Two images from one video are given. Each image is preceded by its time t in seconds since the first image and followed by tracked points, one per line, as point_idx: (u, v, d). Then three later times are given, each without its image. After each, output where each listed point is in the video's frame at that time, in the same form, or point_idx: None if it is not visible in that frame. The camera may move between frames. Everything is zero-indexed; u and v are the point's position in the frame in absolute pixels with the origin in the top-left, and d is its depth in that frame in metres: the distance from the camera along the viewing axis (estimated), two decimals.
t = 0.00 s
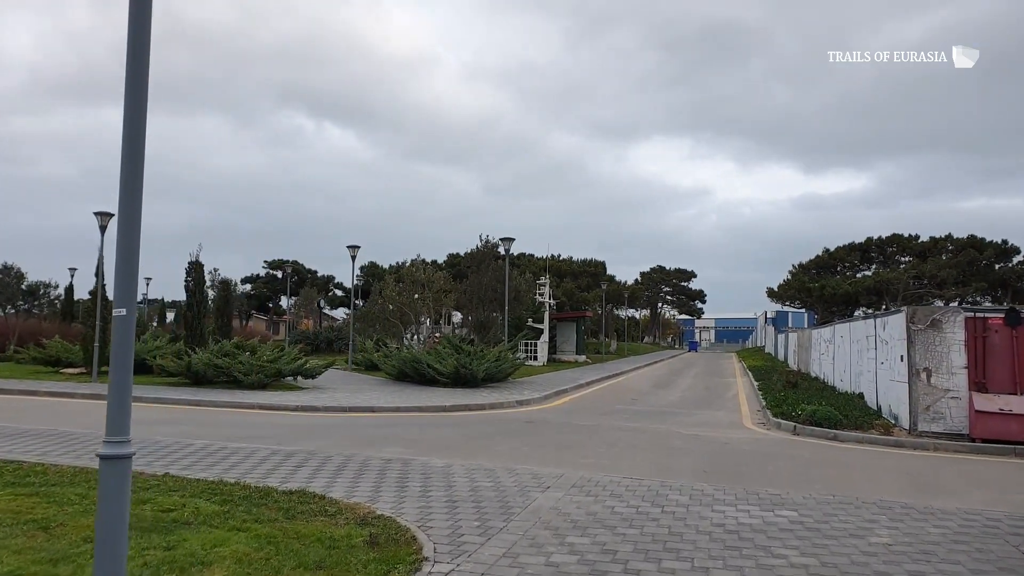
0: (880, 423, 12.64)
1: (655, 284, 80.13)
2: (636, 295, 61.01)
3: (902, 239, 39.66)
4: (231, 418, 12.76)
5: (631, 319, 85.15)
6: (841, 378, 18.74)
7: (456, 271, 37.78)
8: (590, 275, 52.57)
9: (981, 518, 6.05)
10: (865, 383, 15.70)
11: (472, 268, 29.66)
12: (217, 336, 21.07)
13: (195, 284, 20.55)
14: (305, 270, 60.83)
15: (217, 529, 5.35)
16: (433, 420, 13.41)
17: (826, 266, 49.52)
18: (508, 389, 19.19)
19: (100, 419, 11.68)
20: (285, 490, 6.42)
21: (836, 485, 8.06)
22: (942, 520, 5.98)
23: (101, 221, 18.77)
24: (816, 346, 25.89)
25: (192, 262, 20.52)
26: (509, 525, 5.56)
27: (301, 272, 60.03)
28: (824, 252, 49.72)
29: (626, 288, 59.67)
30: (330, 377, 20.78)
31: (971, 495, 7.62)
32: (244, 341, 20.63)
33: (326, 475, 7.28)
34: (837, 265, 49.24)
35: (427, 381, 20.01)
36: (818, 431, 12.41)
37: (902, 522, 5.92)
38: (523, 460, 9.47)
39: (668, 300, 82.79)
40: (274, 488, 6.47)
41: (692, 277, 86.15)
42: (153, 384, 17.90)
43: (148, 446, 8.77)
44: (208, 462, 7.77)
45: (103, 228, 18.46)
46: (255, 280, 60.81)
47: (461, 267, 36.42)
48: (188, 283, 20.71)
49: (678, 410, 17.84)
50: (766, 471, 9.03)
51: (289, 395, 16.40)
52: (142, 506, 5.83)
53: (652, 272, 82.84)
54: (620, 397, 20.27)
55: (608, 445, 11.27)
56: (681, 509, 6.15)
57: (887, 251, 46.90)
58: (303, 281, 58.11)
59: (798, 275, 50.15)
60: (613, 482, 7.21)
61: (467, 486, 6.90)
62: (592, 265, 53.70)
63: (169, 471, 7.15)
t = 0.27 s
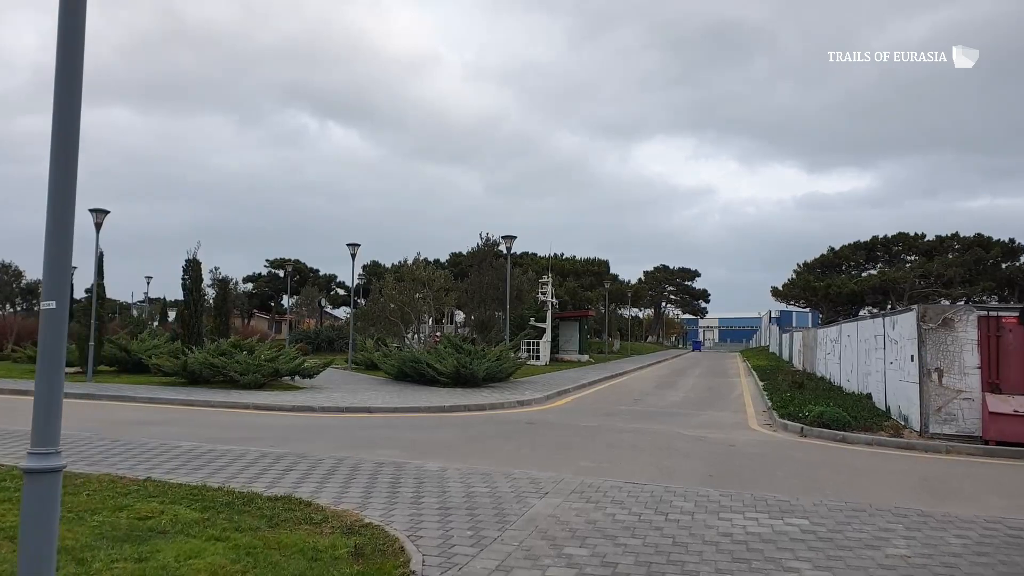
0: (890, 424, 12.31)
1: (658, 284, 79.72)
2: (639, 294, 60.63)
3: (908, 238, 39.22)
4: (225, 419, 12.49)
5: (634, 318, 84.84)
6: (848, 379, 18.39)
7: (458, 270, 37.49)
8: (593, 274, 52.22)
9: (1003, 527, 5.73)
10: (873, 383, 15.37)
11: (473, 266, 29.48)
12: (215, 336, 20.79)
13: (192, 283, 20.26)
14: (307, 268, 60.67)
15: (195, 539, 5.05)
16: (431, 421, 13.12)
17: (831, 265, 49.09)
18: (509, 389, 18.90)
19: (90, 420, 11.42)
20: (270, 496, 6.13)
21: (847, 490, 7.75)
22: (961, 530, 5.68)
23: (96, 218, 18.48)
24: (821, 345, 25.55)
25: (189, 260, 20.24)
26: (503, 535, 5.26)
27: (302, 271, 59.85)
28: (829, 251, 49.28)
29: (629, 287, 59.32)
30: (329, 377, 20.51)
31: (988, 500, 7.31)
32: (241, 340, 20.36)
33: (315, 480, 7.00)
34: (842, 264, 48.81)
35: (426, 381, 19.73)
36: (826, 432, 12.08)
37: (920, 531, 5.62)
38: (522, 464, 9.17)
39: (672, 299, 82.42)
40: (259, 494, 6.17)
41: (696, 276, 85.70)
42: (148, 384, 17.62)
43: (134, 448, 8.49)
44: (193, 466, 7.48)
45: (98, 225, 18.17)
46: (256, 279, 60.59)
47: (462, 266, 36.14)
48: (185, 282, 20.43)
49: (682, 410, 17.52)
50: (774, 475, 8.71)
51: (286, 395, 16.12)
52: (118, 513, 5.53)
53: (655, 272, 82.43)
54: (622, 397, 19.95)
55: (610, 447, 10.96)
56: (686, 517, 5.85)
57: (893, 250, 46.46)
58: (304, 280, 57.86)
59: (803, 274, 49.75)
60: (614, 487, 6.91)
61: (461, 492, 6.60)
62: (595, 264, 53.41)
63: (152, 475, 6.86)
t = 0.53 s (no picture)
0: (899, 427, 11.97)
1: (662, 283, 79.30)
2: (643, 294, 60.22)
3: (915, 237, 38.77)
4: (218, 421, 12.22)
5: (637, 318, 84.50)
6: (855, 379, 18.03)
7: (460, 270, 37.17)
8: (596, 273, 51.88)
9: None
10: (881, 385, 15.04)
11: (474, 266, 29.25)
12: (212, 336, 20.53)
13: (189, 283, 19.97)
14: (309, 268, 60.49)
15: (168, 553, 4.75)
16: (429, 424, 12.83)
17: (835, 264, 48.65)
18: (510, 390, 18.60)
19: (79, 423, 11.17)
20: (252, 507, 5.83)
21: (858, 497, 7.43)
22: (983, 543, 5.36)
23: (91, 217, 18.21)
24: (827, 346, 25.19)
25: (186, 260, 19.97)
26: (496, 548, 4.97)
27: (304, 271, 59.67)
28: (834, 250, 48.83)
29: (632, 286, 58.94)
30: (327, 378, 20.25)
31: (1007, 508, 6.98)
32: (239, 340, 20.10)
33: (302, 488, 6.71)
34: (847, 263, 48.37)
35: (426, 382, 19.45)
36: (834, 435, 11.75)
37: (937, 544, 5.32)
38: (520, 471, 8.87)
39: (675, 299, 82.06)
40: (241, 505, 5.87)
41: (700, 276, 85.28)
42: (143, 385, 17.36)
43: (117, 453, 8.22)
44: (177, 473, 7.20)
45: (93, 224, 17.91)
46: (258, 279, 60.47)
47: (463, 265, 35.86)
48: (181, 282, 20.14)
49: (685, 412, 17.19)
50: (782, 482, 8.38)
51: (283, 397, 15.86)
52: (90, 525, 5.25)
53: (659, 271, 82.04)
54: (625, 399, 19.64)
55: (611, 451, 10.66)
56: (689, 529, 5.54)
57: (899, 249, 46.02)
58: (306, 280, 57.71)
59: (808, 273, 49.32)
60: (615, 496, 6.61)
61: (454, 501, 6.30)
62: (598, 264, 53.09)
63: (132, 483, 6.59)
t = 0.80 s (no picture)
0: (908, 430, 11.64)
1: (665, 284, 78.93)
2: (646, 294, 59.88)
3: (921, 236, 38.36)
4: (210, 424, 11.96)
5: (640, 318, 84.14)
6: (861, 381, 17.70)
7: (462, 270, 36.88)
8: (598, 273, 51.57)
9: None
10: (888, 386, 14.71)
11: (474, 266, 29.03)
12: (209, 337, 20.27)
13: (185, 283, 19.70)
14: (310, 268, 60.30)
15: (137, 567, 4.47)
16: (426, 426, 12.56)
17: (840, 264, 48.25)
18: (510, 392, 18.30)
19: (67, 425, 10.92)
20: (232, 516, 5.55)
21: (868, 504, 7.13)
22: (1004, 555, 5.05)
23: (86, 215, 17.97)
24: (832, 346, 24.85)
25: (182, 259, 19.71)
26: (486, 562, 4.68)
27: (306, 271, 59.46)
28: (838, 250, 48.44)
29: (635, 286, 58.59)
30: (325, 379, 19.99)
31: None
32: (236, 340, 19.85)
33: (287, 495, 6.43)
34: (851, 263, 47.97)
35: (425, 384, 19.19)
36: (841, 439, 11.44)
37: (956, 557, 5.01)
38: (517, 476, 8.57)
39: (679, 300, 81.69)
40: (221, 514, 5.59)
41: (703, 276, 84.87)
42: (137, 386, 17.11)
43: (99, 457, 7.95)
44: (158, 479, 6.93)
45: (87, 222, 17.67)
46: (260, 279, 60.29)
47: (464, 265, 35.63)
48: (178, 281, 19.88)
49: (688, 414, 16.87)
50: (788, 487, 8.08)
51: (279, 399, 15.59)
52: (58, 536, 4.97)
53: (662, 272, 81.68)
54: (627, 400, 19.35)
55: (612, 456, 10.36)
56: (692, 540, 5.24)
57: (904, 249, 45.62)
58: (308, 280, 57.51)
59: (812, 273, 48.94)
60: (614, 504, 6.32)
61: (445, 510, 6.01)
62: (601, 264, 52.76)
63: (108, 490, 6.31)
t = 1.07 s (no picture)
0: (919, 434, 11.30)
1: (669, 284, 78.52)
2: (649, 294, 59.52)
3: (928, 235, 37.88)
4: (202, 427, 11.69)
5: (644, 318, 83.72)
6: (869, 383, 17.35)
7: (463, 270, 36.61)
8: (601, 273, 51.23)
9: None
10: (897, 388, 14.37)
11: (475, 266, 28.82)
12: (206, 337, 20.02)
13: (182, 282, 19.43)
14: (312, 268, 60.11)
15: None
16: (424, 430, 12.27)
17: (845, 264, 47.81)
18: (511, 393, 18.01)
19: (55, 428, 10.66)
20: (211, 529, 5.26)
21: (881, 513, 6.82)
22: None
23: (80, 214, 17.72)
24: (838, 347, 24.47)
25: (179, 259, 19.47)
26: None
27: (308, 271, 59.26)
28: (843, 250, 48.00)
29: (638, 286, 58.22)
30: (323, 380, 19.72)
31: None
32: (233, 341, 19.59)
33: (272, 506, 6.15)
34: (856, 263, 47.53)
35: (424, 385, 18.92)
36: (849, 443, 11.11)
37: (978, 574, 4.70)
38: (514, 483, 8.26)
39: (682, 299, 81.28)
40: (199, 527, 5.30)
41: (707, 275, 84.42)
42: (132, 387, 16.86)
43: (81, 462, 7.68)
44: (138, 487, 6.66)
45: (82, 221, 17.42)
46: (262, 279, 60.11)
47: (465, 265, 35.39)
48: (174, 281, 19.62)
49: (691, 417, 16.54)
50: (796, 495, 7.77)
51: (275, 400, 15.32)
52: (25, 550, 4.70)
53: (666, 271, 81.27)
54: (630, 402, 19.05)
55: (613, 461, 10.06)
56: (696, 556, 4.94)
57: (910, 248, 45.17)
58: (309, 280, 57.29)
59: (817, 273, 48.52)
60: (615, 515, 6.02)
61: (437, 522, 5.71)
62: (604, 264, 52.42)
63: (85, 500, 6.03)
